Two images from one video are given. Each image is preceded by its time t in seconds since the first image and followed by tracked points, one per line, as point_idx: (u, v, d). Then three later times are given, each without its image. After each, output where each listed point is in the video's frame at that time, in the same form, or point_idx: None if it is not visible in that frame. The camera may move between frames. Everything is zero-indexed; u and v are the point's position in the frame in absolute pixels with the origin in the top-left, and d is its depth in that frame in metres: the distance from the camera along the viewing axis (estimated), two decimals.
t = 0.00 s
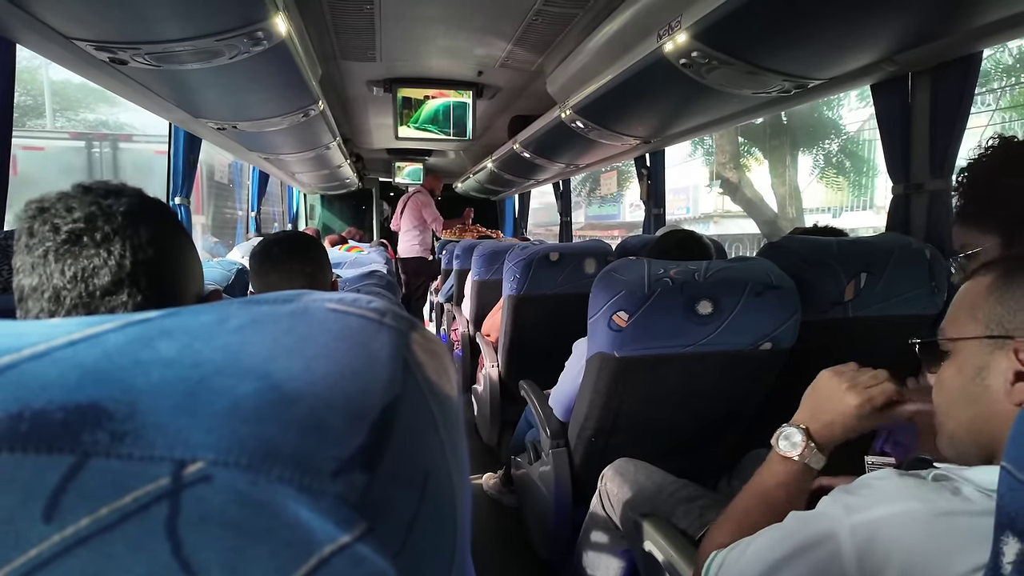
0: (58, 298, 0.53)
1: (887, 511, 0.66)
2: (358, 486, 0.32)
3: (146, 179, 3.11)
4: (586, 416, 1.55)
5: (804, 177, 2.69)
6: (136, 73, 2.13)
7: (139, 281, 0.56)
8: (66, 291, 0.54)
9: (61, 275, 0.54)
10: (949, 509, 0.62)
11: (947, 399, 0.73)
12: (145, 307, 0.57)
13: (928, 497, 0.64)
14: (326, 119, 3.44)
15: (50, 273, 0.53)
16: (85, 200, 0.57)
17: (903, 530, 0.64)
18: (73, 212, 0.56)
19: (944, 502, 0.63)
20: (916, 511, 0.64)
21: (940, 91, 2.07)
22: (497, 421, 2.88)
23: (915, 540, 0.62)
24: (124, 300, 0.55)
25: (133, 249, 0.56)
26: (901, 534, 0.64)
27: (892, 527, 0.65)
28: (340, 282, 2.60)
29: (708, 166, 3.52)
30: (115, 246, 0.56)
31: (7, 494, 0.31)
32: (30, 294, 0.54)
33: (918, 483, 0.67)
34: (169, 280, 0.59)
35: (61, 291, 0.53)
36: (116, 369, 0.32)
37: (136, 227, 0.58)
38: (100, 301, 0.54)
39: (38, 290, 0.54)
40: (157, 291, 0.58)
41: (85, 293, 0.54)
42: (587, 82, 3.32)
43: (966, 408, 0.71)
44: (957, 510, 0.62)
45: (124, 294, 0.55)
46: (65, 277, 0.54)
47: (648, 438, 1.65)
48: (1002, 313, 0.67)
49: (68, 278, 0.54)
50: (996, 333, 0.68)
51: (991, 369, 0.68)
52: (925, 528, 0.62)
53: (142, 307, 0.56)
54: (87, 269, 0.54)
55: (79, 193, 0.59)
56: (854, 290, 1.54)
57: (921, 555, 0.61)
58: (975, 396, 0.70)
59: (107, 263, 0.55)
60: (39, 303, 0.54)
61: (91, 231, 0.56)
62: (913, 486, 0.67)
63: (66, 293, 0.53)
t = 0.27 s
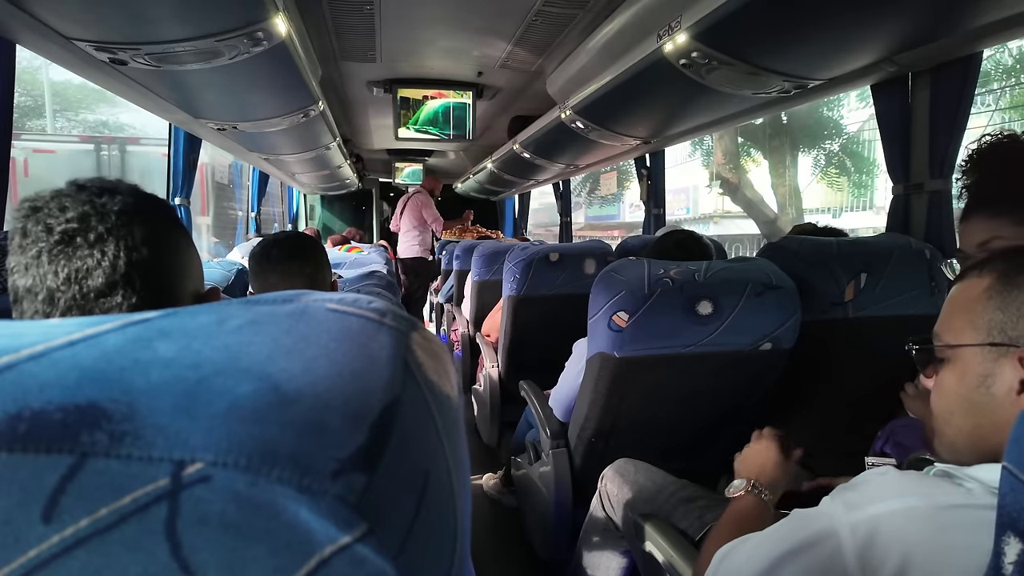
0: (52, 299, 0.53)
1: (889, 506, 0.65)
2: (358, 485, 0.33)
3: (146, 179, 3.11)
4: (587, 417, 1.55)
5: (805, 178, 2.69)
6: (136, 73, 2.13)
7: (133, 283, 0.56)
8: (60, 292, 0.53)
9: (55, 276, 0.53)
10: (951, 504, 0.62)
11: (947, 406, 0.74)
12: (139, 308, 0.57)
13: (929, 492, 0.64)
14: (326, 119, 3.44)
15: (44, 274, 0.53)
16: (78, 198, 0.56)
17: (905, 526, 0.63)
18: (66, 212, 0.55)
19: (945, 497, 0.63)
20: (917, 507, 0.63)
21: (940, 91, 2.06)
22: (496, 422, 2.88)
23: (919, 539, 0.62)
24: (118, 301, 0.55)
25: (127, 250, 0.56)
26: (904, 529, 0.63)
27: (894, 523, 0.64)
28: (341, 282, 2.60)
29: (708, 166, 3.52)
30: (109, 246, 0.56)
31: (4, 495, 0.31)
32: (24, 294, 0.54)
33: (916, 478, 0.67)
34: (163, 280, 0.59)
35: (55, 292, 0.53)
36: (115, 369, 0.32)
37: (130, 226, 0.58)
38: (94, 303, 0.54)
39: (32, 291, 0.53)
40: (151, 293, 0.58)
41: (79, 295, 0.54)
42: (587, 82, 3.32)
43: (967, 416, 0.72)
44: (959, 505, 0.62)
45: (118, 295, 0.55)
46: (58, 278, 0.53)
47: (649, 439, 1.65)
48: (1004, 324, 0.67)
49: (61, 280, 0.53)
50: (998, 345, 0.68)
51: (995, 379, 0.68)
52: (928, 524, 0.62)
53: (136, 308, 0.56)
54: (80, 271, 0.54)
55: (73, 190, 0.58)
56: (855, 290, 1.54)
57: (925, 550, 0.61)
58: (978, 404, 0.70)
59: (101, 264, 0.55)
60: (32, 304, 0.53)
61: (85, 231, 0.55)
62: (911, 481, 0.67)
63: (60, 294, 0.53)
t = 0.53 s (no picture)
0: (46, 303, 0.53)
1: (881, 507, 0.66)
2: (353, 487, 0.33)
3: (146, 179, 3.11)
4: (586, 417, 1.55)
5: (805, 178, 2.69)
6: (135, 73, 2.13)
7: (128, 286, 0.56)
8: (54, 296, 0.54)
9: (49, 280, 0.54)
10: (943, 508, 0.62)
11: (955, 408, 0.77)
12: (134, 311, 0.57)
13: (923, 497, 0.65)
14: (326, 119, 3.44)
15: (39, 278, 0.54)
16: (73, 199, 0.56)
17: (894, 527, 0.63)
18: (60, 214, 0.55)
19: (938, 502, 0.64)
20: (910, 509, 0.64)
21: (940, 91, 2.06)
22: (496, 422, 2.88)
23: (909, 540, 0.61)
24: (113, 306, 0.55)
25: (121, 253, 0.56)
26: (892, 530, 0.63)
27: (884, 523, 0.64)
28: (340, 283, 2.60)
29: (708, 167, 3.52)
30: (103, 249, 0.56)
31: None
32: (20, 296, 0.54)
33: (912, 484, 0.68)
34: (160, 283, 0.59)
35: (50, 296, 0.54)
36: (110, 371, 0.32)
37: (125, 228, 0.58)
38: (89, 307, 0.55)
39: (27, 294, 0.54)
40: (147, 297, 0.58)
41: (74, 299, 0.54)
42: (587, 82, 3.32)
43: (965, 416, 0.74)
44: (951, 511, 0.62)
45: (113, 299, 0.55)
46: (52, 282, 0.54)
47: (649, 440, 1.65)
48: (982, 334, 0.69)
49: (55, 284, 0.54)
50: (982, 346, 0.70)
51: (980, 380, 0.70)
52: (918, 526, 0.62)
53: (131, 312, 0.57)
54: (74, 275, 0.55)
55: (70, 190, 0.58)
56: (854, 290, 1.54)
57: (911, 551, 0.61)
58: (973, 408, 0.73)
59: (95, 267, 0.55)
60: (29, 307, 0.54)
61: (79, 234, 0.56)
62: (907, 486, 0.67)
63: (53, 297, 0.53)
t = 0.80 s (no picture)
0: (61, 308, 0.53)
1: (885, 508, 0.65)
2: (361, 487, 0.33)
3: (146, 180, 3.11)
4: (587, 418, 1.55)
5: (805, 178, 2.70)
6: (136, 73, 2.13)
7: (142, 294, 0.56)
8: (70, 301, 0.54)
9: (64, 285, 0.54)
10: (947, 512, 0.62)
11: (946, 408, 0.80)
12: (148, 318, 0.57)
13: (926, 499, 0.64)
14: (326, 119, 3.45)
15: (54, 283, 0.54)
16: (88, 204, 0.55)
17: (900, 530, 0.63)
18: (75, 220, 0.55)
19: (941, 504, 0.63)
20: (915, 511, 0.63)
21: (941, 91, 2.06)
22: (496, 423, 2.90)
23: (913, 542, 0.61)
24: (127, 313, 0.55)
25: (135, 260, 0.56)
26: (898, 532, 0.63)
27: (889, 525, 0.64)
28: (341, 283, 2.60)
29: (708, 167, 3.53)
30: (118, 257, 0.56)
31: (8, 496, 0.31)
32: (36, 300, 0.55)
33: (914, 484, 0.67)
34: (173, 290, 0.59)
35: (65, 301, 0.54)
36: (117, 370, 0.32)
37: (139, 234, 0.57)
38: (103, 313, 0.55)
39: (42, 298, 0.54)
40: (160, 303, 0.58)
41: (89, 305, 0.54)
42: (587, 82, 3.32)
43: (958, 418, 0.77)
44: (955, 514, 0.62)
45: (126, 307, 0.55)
46: (67, 287, 0.54)
47: (650, 440, 1.65)
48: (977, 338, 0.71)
49: (70, 289, 0.54)
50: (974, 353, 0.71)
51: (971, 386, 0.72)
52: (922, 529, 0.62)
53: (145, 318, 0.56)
54: (88, 281, 0.54)
55: (85, 193, 0.57)
56: (855, 291, 1.54)
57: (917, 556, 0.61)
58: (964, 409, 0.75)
59: (110, 275, 0.55)
60: (45, 311, 0.54)
61: (94, 241, 0.55)
62: (909, 486, 0.67)
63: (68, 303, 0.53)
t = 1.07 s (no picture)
0: (83, 303, 0.54)
1: (921, 490, 0.67)
2: (364, 489, 0.33)
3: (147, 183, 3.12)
4: (587, 421, 1.55)
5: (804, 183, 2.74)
6: (137, 77, 2.14)
7: (162, 291, 0.56)
8: (93, 296, 0.54)
9: (89, 280, 0.54)
10: (988, 494, 0.64)
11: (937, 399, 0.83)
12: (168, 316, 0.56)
13: (964, 481, 0.66)
14: (327, 123, 3.45)
15: (80, 278, 0.54)
16: (120, 203, 0.57)
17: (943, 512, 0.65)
18: (106, 217, 0.56)
19: (980, 487, 0.65)
20: (955, 493, 0.65)
21: (941, 95, 2.07)
22: (496, 426, 2.94)
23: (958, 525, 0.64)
24: (145, 309, 0.54)
25: (159, 259, 0.56)
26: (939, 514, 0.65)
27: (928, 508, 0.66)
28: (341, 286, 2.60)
29: (708, 171, 3.53)
30: (142, 253, 0.55)
31: (11, 498, 0.31)
32: (62, 294, 0.55)
33: (952, 464, 0.69)
34: (197, 288, 0.58)
35: (88, 296, 0.54)
36: (121, 373, 0.32)
37: (166, 233, 0.57)
38: (122, 310, 0.54)
39: (68, 292, 0.55)
40: (182, 303, 0.57)
41: (109, 300, 0.54)
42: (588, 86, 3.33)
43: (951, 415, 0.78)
44: (992, 496, 0.64)
45: (146, 303, 0.55)
46: (91, 283, 0.54)
47: (651, 443, 1.65)
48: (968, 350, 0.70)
49: (94, 285, 0.54)
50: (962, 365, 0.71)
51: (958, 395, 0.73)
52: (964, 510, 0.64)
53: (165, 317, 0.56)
54: (112, 277, 0.54)
55: (119, 192, 0.58)
56: (856, 294, 1.54)
57: (960, 534, 0.64)
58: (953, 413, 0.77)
59: (132, 271, 0.55)
60: (69, 305, 0.55)
61: (121, 237, 0.56)
62: (947, 467, 0.68)
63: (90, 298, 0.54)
